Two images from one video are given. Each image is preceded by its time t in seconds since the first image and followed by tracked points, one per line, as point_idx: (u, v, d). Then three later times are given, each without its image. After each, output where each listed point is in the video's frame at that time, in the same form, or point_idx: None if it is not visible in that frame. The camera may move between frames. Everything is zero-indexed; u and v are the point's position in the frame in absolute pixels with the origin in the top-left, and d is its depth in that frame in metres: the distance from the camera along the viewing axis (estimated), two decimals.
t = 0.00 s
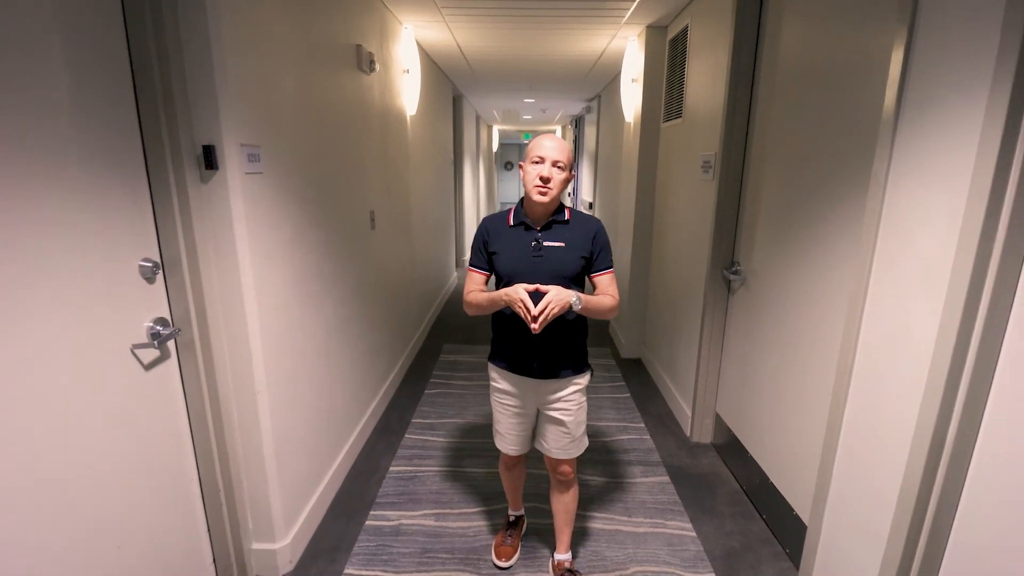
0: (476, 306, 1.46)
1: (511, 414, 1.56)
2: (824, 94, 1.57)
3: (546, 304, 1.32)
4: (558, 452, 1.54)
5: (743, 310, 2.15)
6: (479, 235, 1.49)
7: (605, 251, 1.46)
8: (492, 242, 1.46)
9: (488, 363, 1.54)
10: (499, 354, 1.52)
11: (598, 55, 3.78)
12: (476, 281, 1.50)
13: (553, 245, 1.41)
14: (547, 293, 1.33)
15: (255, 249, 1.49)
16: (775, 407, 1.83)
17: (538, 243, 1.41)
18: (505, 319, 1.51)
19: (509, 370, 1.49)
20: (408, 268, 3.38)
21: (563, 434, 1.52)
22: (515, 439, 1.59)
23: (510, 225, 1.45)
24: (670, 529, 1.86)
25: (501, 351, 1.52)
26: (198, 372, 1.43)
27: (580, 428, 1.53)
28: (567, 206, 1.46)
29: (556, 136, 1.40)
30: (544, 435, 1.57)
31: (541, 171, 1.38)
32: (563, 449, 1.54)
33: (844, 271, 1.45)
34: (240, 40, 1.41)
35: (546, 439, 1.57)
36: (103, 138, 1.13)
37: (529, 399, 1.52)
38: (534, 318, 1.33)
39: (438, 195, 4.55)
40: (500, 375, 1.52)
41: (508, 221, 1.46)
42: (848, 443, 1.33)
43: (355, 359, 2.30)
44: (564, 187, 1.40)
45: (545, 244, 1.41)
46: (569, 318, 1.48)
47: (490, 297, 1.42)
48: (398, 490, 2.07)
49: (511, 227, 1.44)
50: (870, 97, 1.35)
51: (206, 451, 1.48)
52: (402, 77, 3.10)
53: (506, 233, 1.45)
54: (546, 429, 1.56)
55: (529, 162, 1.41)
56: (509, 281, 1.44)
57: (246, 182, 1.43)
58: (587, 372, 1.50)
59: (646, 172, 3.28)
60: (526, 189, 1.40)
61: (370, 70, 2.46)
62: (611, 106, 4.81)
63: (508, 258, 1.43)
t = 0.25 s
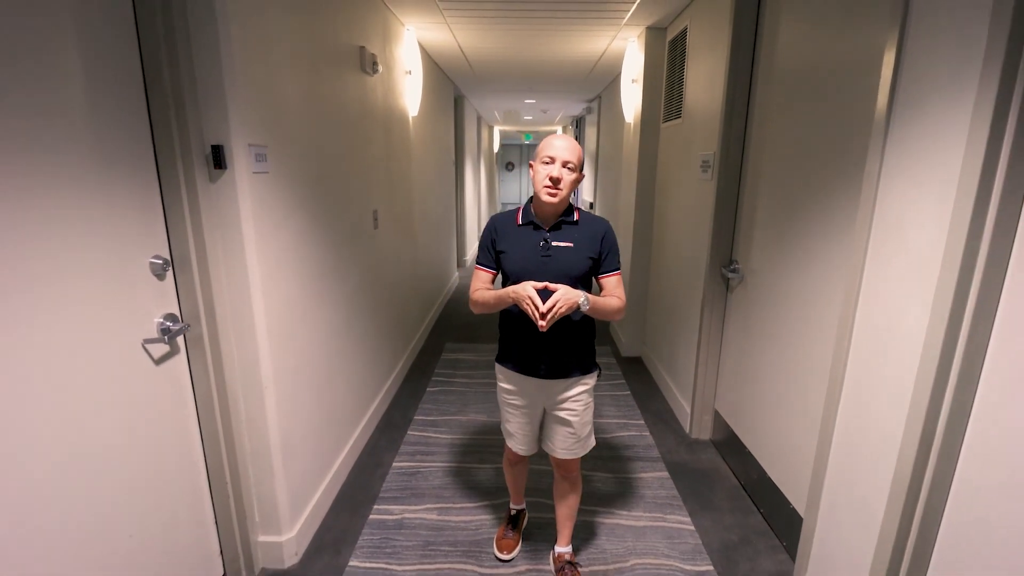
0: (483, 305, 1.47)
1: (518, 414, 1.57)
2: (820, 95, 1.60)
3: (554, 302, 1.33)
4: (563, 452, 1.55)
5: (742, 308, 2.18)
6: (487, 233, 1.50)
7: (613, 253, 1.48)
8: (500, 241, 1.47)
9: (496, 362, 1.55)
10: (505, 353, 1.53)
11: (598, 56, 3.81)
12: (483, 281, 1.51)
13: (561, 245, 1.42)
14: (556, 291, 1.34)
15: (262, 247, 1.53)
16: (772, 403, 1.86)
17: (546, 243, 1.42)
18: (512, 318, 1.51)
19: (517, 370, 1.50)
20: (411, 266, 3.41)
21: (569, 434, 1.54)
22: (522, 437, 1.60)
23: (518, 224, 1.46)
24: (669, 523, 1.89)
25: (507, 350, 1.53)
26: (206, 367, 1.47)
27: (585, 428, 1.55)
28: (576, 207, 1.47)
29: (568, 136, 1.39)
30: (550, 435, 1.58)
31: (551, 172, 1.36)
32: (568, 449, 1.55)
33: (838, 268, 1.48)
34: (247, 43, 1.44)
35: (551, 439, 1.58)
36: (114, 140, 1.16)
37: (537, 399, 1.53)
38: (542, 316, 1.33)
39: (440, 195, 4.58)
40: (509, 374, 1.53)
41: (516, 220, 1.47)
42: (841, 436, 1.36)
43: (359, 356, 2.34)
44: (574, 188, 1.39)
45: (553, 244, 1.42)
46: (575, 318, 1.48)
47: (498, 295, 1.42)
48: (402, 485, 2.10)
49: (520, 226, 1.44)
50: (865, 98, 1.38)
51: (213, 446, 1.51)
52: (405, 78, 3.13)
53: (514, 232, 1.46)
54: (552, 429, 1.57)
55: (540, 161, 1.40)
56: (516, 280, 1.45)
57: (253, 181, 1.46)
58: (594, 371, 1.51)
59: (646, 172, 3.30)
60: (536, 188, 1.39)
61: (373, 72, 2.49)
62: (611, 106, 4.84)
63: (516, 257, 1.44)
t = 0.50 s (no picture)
0: (487, 305, 1.48)
1: (521, 413, 1.58)
2: (814, 96, 1.63)
3: (560, 306, 1.34)
4: (564, 451, 1.57)
5: (738, 306, 2.21)
6: (490, 233, 1.51)
7: (617, 254, 1.47)
8: (504, 241, 1.48)
9: (500, 362, 1.57)
10: (508, 352, 1.55)
11: (597, 58, 3.84)
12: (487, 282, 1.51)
13: (565, 246, 1.42)
14: (561, 295, 1.34)
15: (266, 246, 1.56)
16: (767, 400, 1.89)
17: (550, 244, 1.43)
18: (515, 318, 1.52)
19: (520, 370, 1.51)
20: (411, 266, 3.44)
21: (570, 434, 1.56)
22: (524, 437, 1.62)
23: (522, 224, 1.47)
24: (667, 519, 1.91)
25: (509, 349, 1.55)
26: (211, 364, 1.50)
27: (587, 429, 1.57)
28: (580, 207, 1.47)
29: (572, 137, 1.41)
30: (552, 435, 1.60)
31: (555, 174, 1.37)
32: (569, 449, 1.57)
33: (832, 266, 1.51)
34: (252, 46, 1.47)
35: (552, 438, 1.60)
36: (121, 141, 1.19)
37: (540, 399, 1.54)
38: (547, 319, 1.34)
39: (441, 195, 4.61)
40: (512, 374, 1.54)
41: (520, 220, 1.48)
42: (833, 431, 1.39)
43: (360, 355, 2.36)
44: (578, 189, 1.41)
45: (558, 245, 1.42)
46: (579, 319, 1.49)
47: (503, 296, 1.44)
48: (402, 481, 2.13)
49: (524, 226, 1.46)
50: (857, 99, 1.41)
51: (217, 440, 1.54)
52: (405, 80, 3.17)
53: (518, 232, 1.47)
54: (553, 429, 1.59)
55: (543, 163, 1.41)
56: (520, 280, 1.46)
57: (257, 181, 1.49)
58: (595, 372, 1.53)
59: (645, 173, 3.33)
60: (540, 190, 1.41)
61: (374, 74, 2.52)
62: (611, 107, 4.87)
63: (520, 258, 1.45)
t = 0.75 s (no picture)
0: (493, 306, 1.49)
1: (524, 412, 1.60)
2: (811, 98, 1.65)
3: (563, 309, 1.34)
4: (565, 451, 1.59)
5: (736, 306, 2.23)
6: (495, 233, 1.51)
7: (622, 255, 1.48)
8: (509, 242, 1.48)
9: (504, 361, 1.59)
10: (512, 351, 1.57)
11: (597, 59, 3.87)
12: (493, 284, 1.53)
13: (570, 248, 1.43)
14: (564, 297, 1.34)
15: (271, 245, 1.58)
16: (765, 398, 1.91)
17: (554, 245, 1.43)
18: (520, 319, 1.54)
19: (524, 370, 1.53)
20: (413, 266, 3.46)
21: (572, 434, 1.57)
22: (526, 436, 1.63)
23: (527, 225, 1.47)
24: (666, 516, 1.93)
25: (513, 348, 1.57)
26: (216, 361, 1.52)
27: (589, 429, 1.58)
28: (585, 208, 1.48)
29: (575, 137, 1.41)
30: (554, 434, 1.62)
31: (559, 174, 1.38)
32: (571, 448, 1.59)
33: (828, 266, 1.53)
34: (257, 48, 1.50)
35: (554, 438, 1.62)
36: (129, 142, 1.21)
37: (543, 399, 1.55)
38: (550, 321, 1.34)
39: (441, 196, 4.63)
40: (517, 374, 1.55)
41: (525, 221, 1.48)
42: (829, 428, 1.41)
43: (362, 353, 2.38)
44: (582, 189, 1.41)
45: (562, 246, 1.43)
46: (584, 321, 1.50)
47: (507, 297, 1.45)
48: (404, 479, 2.15)
49: (528, 227, 1.46)
50: (853, 101, 1.43)
51: (222, 437, 1.56)
52: (407, 81, 3.19)
53: (523, 233, 1.47)
54: (556, 428, 1.60)
55: (546, 164, 1.43)
56: (525, 282, 1.46)
57: (262, 181, 1.52)
58: (598, 373, 1.55)
59: (644, 174, 3.36)
60: (543, 191, 1.41)
61: (376, 75, 2.55)
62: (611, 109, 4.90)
63: (524, 259, 1.45)
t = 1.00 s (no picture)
0: (499, 304, 1.51)
1: (528, 411, 1.61)
2: (809, 99, 1.67)
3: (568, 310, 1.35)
4: (568, 449, 1.61)
5: (736, 305, 2.24)
6: (501, 232, 1.53)
7: (628, 256, 1.48)
8: (515, 241, 1.50)
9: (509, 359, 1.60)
10: (516, 350, 1.59)
11: (598, 60, 3.89)
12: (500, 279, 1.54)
13: (576, 248, 1.43)
14: (569, 298, 1.36)
15: (276, 244, 1.60)
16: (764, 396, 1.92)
17: (560, 246, 1.44)
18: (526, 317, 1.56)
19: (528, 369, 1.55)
20: (415, 265, 3.48)
21: (576, 432, 1.59)
22: (529, 435, 1.64)
23: (533, 225, 1.48)
24: (666, 513, 1.95)
25: (518, 347, 1.59)
26: (221, 358, 1.54)
27: (592, 428, 1.60)
28: (591, 208, 1.48)
29: (581, 135, 1.40)
30: (557, 433, 1.63)
31: (565, 173, 1.37)
32: (574, 447, 1.61)
33: (825, 265, 1.55)
34: (263, 50, 1.52)
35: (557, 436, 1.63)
36: (137, 142, 1.24)
37: (548, 398, 1.57)
38: (555, 321, 1.36)
39: (443, 196, 4.65)
40: (521, 373, 1.57)
41: (531, 220, 1.49)
42: (826, 425, 1.43)
43: (364, 352, 2.40)
44: (588, 188, 1.40)
45: (568, 247, 1.43)
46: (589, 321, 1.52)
47: (513, 296, 1.46)
48: (406, 476, 2.17)
49: (535, 227, 1.47)
50: (849, 102, 1.45)
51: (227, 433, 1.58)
52: (409, 82, 3.21)
53: (529, 233, 1.48)
54: (559, 427, 1.62)
55: (552, 163, 1.42)
56: (530, 281, 1.48)
57: (267, 181, 1.54)
58: (603, 373, 1.56)
59: (644, 174, 3.38)
60: (549, 190, 1.41)
61: (379, 76, 2.57)
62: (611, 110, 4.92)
63: (530, 258, 1.46)
